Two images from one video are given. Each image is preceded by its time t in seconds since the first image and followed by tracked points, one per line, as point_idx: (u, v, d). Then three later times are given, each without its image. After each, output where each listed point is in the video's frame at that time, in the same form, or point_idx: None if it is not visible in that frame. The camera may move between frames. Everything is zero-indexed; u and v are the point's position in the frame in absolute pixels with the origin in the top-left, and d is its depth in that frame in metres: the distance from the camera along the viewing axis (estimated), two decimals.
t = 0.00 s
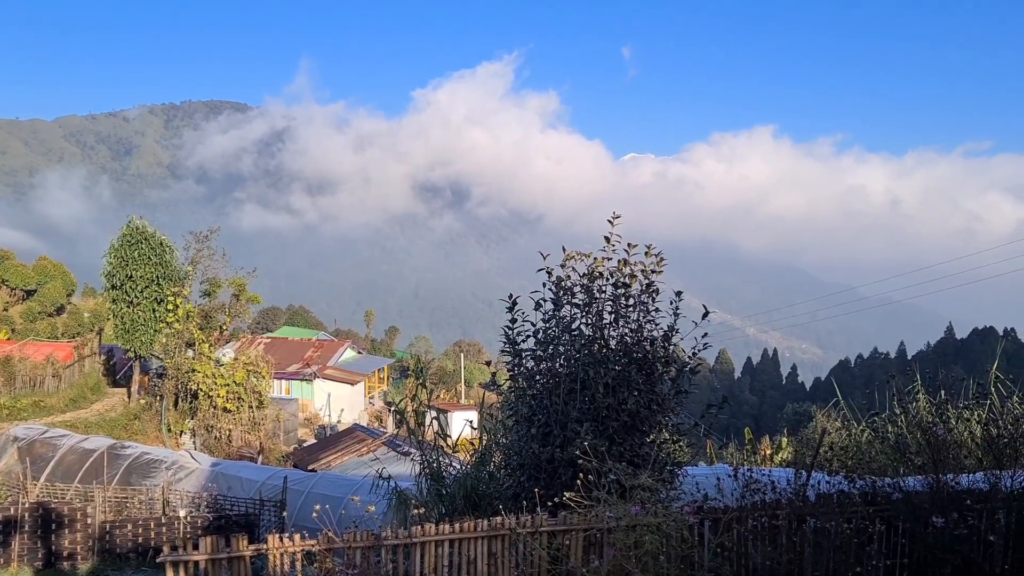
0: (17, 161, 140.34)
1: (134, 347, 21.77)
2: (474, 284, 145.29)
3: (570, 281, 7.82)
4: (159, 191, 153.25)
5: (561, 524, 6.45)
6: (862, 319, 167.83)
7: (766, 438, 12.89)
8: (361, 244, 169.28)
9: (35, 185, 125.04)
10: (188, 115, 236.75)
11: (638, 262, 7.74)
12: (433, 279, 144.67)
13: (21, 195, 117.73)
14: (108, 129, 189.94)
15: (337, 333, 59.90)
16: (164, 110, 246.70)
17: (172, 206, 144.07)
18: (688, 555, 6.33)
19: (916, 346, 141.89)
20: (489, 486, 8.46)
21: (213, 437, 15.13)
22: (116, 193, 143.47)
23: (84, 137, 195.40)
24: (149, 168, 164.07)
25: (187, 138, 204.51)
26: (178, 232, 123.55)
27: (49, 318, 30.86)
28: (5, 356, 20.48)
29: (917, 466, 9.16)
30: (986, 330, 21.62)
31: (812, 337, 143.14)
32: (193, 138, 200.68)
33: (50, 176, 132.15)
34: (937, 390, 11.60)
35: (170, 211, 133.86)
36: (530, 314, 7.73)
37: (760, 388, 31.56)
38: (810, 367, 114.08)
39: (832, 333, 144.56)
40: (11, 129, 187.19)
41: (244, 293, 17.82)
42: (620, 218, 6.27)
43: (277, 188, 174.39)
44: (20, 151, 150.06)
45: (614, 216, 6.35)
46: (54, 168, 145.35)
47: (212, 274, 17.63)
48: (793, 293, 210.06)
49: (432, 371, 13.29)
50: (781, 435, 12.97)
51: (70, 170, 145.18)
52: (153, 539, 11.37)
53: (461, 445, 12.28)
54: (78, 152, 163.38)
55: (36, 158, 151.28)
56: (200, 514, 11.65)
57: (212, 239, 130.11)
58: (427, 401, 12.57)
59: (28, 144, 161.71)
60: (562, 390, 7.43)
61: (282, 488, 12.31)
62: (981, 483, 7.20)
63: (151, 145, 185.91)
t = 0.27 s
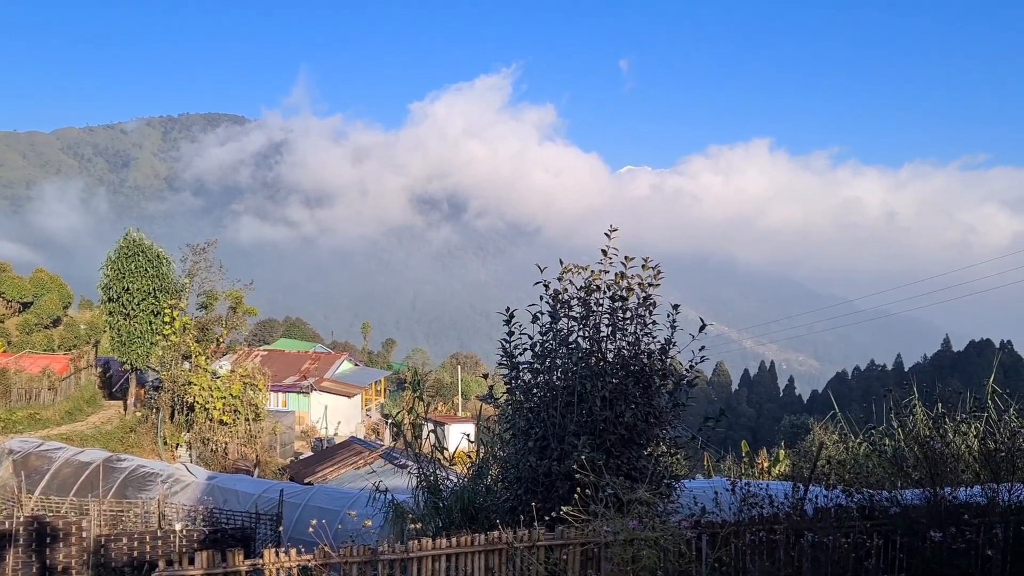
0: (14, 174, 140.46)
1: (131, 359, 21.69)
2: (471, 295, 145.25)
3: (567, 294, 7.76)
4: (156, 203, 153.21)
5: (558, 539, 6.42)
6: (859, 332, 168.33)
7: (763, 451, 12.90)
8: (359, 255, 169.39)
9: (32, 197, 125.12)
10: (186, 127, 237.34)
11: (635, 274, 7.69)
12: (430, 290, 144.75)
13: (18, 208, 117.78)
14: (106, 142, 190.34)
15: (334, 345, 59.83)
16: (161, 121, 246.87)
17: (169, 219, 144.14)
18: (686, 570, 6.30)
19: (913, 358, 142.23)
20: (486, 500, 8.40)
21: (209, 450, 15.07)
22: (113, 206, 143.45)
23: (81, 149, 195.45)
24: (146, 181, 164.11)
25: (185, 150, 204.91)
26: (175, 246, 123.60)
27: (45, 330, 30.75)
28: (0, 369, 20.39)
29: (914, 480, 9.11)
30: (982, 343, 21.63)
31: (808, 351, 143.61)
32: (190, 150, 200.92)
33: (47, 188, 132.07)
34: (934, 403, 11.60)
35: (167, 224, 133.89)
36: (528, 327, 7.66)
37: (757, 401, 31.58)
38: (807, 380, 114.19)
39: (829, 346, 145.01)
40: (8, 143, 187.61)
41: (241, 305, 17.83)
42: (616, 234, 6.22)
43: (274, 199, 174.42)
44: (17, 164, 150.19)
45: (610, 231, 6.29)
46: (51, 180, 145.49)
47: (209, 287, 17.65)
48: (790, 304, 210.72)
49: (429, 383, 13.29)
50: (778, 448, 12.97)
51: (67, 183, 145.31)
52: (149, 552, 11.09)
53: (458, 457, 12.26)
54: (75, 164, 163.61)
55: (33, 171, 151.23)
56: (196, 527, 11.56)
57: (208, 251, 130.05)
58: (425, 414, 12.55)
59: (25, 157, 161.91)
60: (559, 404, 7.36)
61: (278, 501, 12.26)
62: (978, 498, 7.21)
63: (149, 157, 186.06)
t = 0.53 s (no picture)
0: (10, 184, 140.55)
1: (127, 369, 21.60)
2: (467, 305, 145.27)
3: (564, 304, 7.59)
4: (153, 213, 153.13)
5: (555, 551, 6.36)
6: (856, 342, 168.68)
7: (760, 462, 12.89)
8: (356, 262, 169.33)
9: (28, 208, 125.18)
10: (183, 137, 237.69)
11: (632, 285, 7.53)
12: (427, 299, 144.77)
13: (14, 219, 117.80)
14: (103, 153, 190.60)
15: (330, 355, 59.79)
16: (158, 130, 246.66)
17: (165, 228, 144.01)
18: None
19: (909, 369, 142.55)
20: (482, 510, 8.32)
21: (205, 461, 15.02)
22: (110, 215, 143.20)
23: (78, 158, 195.32)
24: (143, 191, 164.09)
25: (181, 160, 205.24)
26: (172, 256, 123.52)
27: (40, 340, 30.66)
28: None
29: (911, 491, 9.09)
30: (980, 353, 21.61)
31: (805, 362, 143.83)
32: (187, 159, 200.85)
33: (44, 197, 131.96)
34: (931, 414, 11.60)
35: (164, 234, 133.75)
36: (525, 337, 7.46)
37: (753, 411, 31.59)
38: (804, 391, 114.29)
39: (825, 356, 145.27)
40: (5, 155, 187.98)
41: (237, 315, 17.80)
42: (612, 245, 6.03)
43: (271, 208, 174.37)
44: (13, 175, 150.32)
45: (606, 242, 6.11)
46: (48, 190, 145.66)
47: (205, 297, 17.63)
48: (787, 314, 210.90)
49: (426, 394, 13.28)
50: (775, 459, 12.96)
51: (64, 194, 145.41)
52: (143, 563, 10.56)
53: (455, 468, 12.25)
54: (71, 174, 163.72)
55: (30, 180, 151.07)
56: (191, 537, 11.46)
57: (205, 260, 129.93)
58: (421, 424, 12.52)
59: (22, 167, 162.05)
60: (556, 414, 7.18)
61: (274, 512, 12.22)
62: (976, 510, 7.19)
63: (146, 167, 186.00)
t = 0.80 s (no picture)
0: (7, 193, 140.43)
1: (122, 378, 21.55)
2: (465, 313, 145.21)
3: (561, 314, 7.34)
4: (149, 221, 152.93)
5: (553, 563, 6.10)
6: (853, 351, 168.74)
7: (756, 471, 12.91)
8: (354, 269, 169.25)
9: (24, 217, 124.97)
10: (180, 145, 237.65)
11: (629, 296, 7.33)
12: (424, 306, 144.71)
13: (10, 229, 117.64)
14: (99, 162, 190.70)
15: (327, 364, 59.68)
16: (155, 138, 246.30)
17: (162, 236, 143.87)
18: None
19: (906, 378, 142.69)
20: (478, 522, 8.17)
21: (200, 471, 14.98)
22: (107, 224, 143.00)
23: (74, 166, 195.25)
24: (140, 199, 163.89)
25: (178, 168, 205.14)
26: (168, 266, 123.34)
27: (35, 350, 30.55)
28: None
29: (909, 502, 9.03)
30: (976, 362, 21.61)
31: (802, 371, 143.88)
32: (184, 166, 200.61)
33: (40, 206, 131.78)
34: (927, 424, 11.63)
35: (160, 243, 133.61)
36: (522, 347, 7.19)
37: (750, 420, 31.50)
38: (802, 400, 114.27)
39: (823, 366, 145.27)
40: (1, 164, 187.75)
41: (233, 324, 17.76)
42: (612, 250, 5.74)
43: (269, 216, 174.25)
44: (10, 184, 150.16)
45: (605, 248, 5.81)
46: (44, 199, 145.50)
47: (202, 306, 17.61)
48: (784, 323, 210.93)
49: (423, 403, 13.27)
50: (770, 468, 12.98)
51: (60, 203, 145.29)
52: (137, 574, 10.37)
53: (451, 477, 12.22)
54: (68, 183, 163.57)
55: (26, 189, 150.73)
56: (186, 547, 11.33)
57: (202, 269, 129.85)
58: (418, 433, 12.50)
59: (19, 176, 161.88)
60: (553, 425, 6.88)
61: (270, 522, 12.15)
62: (973, 520, 7.21)
63: (143, 175, 185.77)
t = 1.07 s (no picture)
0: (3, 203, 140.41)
1: (118, 389, 21.51)
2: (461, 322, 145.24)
3: (557, 324, 7.21)
4: (146, 231, 152.81)
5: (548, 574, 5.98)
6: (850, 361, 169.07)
7: (753, 481, 12.92)
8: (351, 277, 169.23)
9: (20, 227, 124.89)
10: (176, 154, 237.83)
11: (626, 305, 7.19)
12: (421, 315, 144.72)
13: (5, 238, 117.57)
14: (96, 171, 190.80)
15: (323, 374, 59.61)
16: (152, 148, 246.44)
17: (158, 245, 143.74)
18: None
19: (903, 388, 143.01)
20: (475, 531, 8.14)
21: (196, 481, 14.93)
22: (103, 233, 142.83)
23: (70, 175, 195.23)
24: (136, 209, 163.82)
25: (175, 177, 205.25)
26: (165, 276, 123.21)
27: (31, 360, 30.46)
28: None
29: (905, 512, 9.03)
30: (972, 371, 21.68)
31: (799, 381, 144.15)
32: (180, 176, 200.61)
33: (36, 216, 131.62)
34: (923, 434, 11.68)
35: (157, 252, 133.51)
36: (518, 357, 7.04)
37: (746, 429, 31.53)
38: (798, 410, 114.36)
39: (819, 375, 145.55)
40: None
41: (229, 334, 17.76)
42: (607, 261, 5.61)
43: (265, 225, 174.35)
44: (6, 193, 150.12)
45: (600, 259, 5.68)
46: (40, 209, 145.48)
47: (199, 316, 17.64)
48: (781, 331, 211.20)
49: (419, 413, 13.30)
50: (767, 478, 13.00)
51: (56, 212, 145.22)
52: None
53: (447, 488, 12.21)
54: (64, 193, 163.57)
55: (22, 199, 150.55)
56: (181, 558, 11.28)
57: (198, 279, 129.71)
58: (414, 444, 12.50)
59: (15, 186, 161.91)
60: (549, 435, 6.76)
61: (265, 532, 12.10)
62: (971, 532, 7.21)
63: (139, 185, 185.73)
